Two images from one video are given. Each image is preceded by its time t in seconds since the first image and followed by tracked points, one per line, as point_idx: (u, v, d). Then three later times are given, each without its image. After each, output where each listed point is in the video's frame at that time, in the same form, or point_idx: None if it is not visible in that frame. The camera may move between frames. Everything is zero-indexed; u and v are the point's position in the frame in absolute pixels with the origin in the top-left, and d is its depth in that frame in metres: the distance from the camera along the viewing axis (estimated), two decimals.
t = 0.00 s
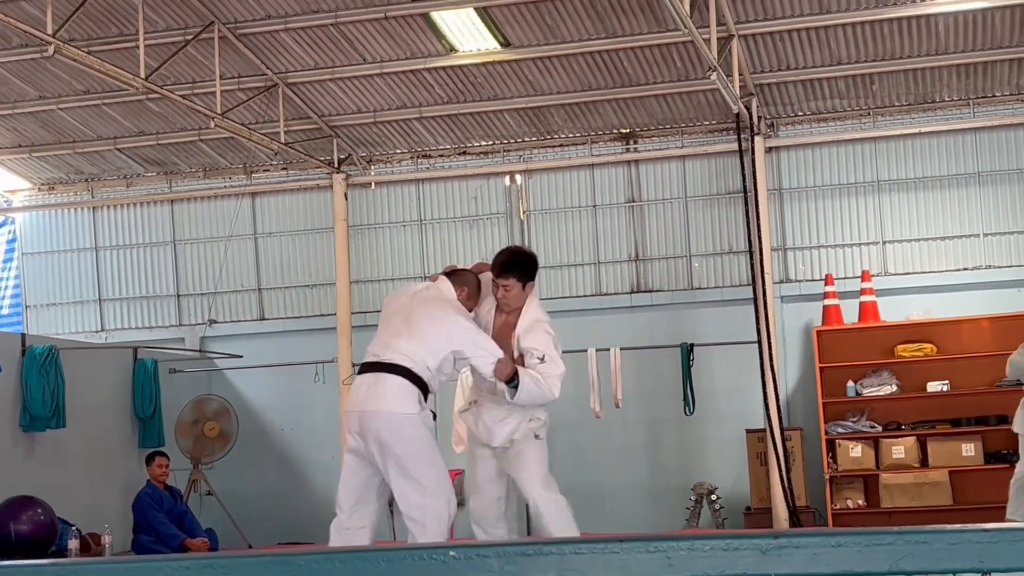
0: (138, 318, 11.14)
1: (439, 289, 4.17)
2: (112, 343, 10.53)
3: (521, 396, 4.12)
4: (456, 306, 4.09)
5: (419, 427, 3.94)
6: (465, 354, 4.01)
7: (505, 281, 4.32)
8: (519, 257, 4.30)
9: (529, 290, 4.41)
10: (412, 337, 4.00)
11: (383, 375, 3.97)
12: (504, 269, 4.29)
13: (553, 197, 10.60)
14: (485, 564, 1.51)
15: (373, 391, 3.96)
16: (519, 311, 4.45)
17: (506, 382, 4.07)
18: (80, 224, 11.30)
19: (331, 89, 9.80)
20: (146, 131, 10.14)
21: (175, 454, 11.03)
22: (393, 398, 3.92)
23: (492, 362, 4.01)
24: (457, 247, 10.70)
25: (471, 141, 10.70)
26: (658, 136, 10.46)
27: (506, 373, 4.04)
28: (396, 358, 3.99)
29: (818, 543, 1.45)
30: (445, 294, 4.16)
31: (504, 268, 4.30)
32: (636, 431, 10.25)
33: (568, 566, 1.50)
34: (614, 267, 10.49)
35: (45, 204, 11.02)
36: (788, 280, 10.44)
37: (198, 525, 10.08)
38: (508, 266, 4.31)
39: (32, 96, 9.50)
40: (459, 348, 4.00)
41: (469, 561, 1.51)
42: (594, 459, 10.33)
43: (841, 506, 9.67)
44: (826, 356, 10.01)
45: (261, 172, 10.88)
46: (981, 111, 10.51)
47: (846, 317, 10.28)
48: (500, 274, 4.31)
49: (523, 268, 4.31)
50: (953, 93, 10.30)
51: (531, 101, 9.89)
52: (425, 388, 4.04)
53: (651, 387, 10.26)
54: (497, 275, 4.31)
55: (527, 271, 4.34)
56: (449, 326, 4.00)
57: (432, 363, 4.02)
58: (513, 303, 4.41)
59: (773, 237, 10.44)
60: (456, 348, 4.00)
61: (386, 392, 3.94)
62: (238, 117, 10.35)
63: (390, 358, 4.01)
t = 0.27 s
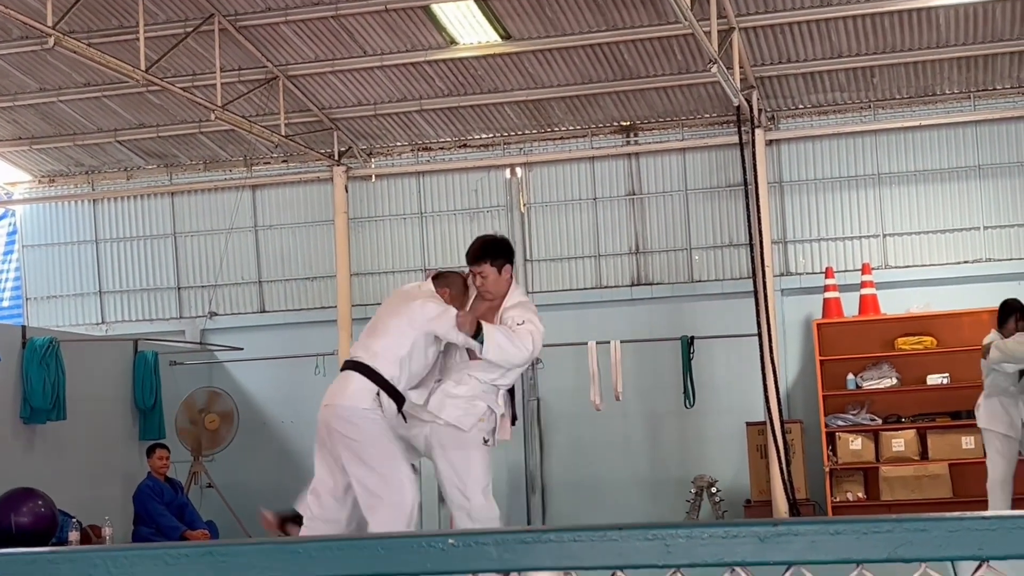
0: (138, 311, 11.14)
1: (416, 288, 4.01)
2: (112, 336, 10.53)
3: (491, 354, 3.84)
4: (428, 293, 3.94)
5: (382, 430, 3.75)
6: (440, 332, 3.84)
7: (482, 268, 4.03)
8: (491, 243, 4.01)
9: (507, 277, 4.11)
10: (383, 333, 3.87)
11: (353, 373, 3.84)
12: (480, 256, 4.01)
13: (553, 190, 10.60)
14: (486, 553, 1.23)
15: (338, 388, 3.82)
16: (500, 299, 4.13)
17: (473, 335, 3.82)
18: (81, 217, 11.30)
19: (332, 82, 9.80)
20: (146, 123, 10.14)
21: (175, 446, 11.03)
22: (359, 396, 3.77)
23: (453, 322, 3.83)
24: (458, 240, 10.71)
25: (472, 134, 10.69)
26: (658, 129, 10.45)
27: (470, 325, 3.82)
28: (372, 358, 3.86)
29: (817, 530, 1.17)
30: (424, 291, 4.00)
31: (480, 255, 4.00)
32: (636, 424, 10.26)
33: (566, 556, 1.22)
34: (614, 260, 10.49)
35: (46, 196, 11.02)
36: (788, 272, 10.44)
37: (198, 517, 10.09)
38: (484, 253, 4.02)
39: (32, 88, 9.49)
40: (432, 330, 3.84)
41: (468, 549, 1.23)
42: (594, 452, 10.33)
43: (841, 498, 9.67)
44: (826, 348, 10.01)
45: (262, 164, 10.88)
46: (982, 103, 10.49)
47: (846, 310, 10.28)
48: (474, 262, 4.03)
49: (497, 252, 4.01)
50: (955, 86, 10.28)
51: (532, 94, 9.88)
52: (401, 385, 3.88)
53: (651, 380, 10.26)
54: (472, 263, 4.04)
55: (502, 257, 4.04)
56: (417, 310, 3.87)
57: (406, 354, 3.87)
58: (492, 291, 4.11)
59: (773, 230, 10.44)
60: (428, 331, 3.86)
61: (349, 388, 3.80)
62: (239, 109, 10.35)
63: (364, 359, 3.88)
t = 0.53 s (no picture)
0: (142, 299, 11.15)
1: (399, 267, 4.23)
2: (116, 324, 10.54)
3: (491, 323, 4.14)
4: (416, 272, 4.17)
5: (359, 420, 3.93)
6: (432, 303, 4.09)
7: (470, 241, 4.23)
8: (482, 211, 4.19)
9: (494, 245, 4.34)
10: (374, 306, 4.07)
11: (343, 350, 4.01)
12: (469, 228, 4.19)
13: (557, 178, 10.59)
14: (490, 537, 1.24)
15: (327, 363, 3.98)
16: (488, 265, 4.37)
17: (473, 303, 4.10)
18: (85, 205, 11.31)
19: (336, 70, 9.79)
20: (150, 112, 10.15)
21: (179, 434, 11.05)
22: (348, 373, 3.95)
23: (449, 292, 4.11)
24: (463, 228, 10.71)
25: (475, 123, 10.69)
26: (662, 118, 10.45)
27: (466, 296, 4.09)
28: (362, 332, 4.05)
29: (823, 516, 1.17)
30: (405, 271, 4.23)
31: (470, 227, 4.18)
32: (640, 412, 10.26)
33: (573, 542, 1.23)
34: (618, 249, 10.49)
35: (50, 185, 11.02)
36: (792, 262, 10.43)
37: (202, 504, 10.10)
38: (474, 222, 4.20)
39: (36, 77, 9.50)
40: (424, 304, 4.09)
41: (472, 535, 1.24)
42: (597, 441, 10.34)
43: (845, 488, 9.67)
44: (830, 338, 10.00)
45: (266, 152, 10.88)
46: (987, 92, 10.47)
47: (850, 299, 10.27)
48: (465, 231, 4.21)
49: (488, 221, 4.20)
50: (959, 75, 10.27)
51: (536, 82, 9.88)
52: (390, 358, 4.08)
53: (654, 369, 10.27)
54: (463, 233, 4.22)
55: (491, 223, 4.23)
56: (409, 287, 4.09)
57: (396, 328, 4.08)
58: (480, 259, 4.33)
59: (777, 219, 10.44)
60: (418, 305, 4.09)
61: (337, 367, 3.96)
62: (243, 98, 10.35)
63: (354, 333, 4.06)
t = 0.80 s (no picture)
0: (149, 285, 11.17)
1: (379, 252, 4.18)
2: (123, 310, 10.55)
3: (466, 329, 4.21)
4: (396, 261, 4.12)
5: (345, 403, 3.96)
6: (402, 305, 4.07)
7: (450, 219, 4.44)
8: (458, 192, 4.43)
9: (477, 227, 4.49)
10: (352, 295, 4.04)
11: (324, 333, 3.99)
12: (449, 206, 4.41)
13: (564, 165, 10.58)
14: (500, 522, 1.36)
15: (307, 348, 3.98)
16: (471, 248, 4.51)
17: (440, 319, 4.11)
18: (92, 191, 11.32)
19: (343, 57, 9.78)
20: (157, 98, 10.15)
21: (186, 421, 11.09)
22: (332, 357, 3.95)
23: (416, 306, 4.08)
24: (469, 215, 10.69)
25: (482, 110, 10.67)
26: (670, 105, 10.43)
27: (433, 318, 4.07)
28: (339, 319, 4.03)
29: (832, 502, 1.29)
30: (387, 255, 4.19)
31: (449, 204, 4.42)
32: (646, 400, 10.26)
33: (584, 526, 1.35)
34: (625, 236, 10.47)
35: (57, 171, 11.03)
36: (799, 249, 10.41)
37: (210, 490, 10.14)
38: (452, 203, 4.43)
39: (43, 63, 9.49)
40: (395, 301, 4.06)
41: (483, 520, 1.36)
42: (603, 428, 10.35)
43: (851, 476, 9.69)
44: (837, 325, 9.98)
45: (273, 139, 10.89)
46: (995, 80, 10.44)
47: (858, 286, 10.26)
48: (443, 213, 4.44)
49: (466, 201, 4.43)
50: (968, 63, 10.24)
51: (543, 69, 9.86)
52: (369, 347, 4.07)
53: (660, 356, 10.27)
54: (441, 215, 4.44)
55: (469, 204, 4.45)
56: (386, 274, 4.06)
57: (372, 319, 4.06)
58: (463, 241, 4.49)
59: (785, 206, 10.42)
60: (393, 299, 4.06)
61: (318, 352, 3.95)
62: (250, 84, 10.34)
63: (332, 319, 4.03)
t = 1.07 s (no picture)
0: (160, 270, 11.18)
1: (351, 227, 4.15)
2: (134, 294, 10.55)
3: (444, 315, 4.04)
4: (375, 236, 4.09)
5: (344, 385, 4.01)
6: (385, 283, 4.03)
7: (437, 208, 4.29)
8: (445, 181, 4.26)
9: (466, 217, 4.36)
10: (336, 277, 4.03)
11: (315, 319, 4.01)
12: (436, 194, 4.26)
13: (576, 150, 10.58)
14: (517, 504, 1.52)
15: (302, 338, 4.00)
16: (462, 238, 4.36)
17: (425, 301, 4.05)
18: (103, 176, 11.32)
19: (355, 41, 9.75)
20: (169, 82, 10.14)
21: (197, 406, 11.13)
22: (326, 342, 3.98)
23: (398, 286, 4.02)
24: (481, 200, 10.68)
25: (494, 95, 10.65)
26: (682, 90, 10.42)
27: (416, 300, 4.01)
28: (326, 303, 4.04)
29: (851, 484, 1.42)
30: (359, 227, 4.16)
31: (435, 194, 4.26)
32: (657, 385, 10.27)
33: (601, 508, 1.49)
34: (636, 221, 10.47)
35: (68, 155, 11.02)
36: (810, 235, 10.41)
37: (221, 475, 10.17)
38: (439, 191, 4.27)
39: (55, 47, 9.47)
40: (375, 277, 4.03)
41: (502, 501, 1.51)
42: (615, 412, 10.36)
43: (862, 462, 9.71)
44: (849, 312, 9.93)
45: (284, 124, 10.90)
46: (1008, 66, 10.43)
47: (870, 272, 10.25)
48: (429, 203, 4.29)
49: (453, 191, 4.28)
50: (980, 48, 10.22)
51: (555, 54, 9.83)
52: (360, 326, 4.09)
53: (672, 341, 10.27)
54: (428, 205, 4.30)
55: (457, 193, 4.29)
56: (364, 253, 4.03)
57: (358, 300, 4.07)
58: (451, 232, 4.36)
59: (796, 192, 10.41)
60: (375, 277, 4.04)
61: (314, 339, 3.98)
62: (261, 69, 10.33)
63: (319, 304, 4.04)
